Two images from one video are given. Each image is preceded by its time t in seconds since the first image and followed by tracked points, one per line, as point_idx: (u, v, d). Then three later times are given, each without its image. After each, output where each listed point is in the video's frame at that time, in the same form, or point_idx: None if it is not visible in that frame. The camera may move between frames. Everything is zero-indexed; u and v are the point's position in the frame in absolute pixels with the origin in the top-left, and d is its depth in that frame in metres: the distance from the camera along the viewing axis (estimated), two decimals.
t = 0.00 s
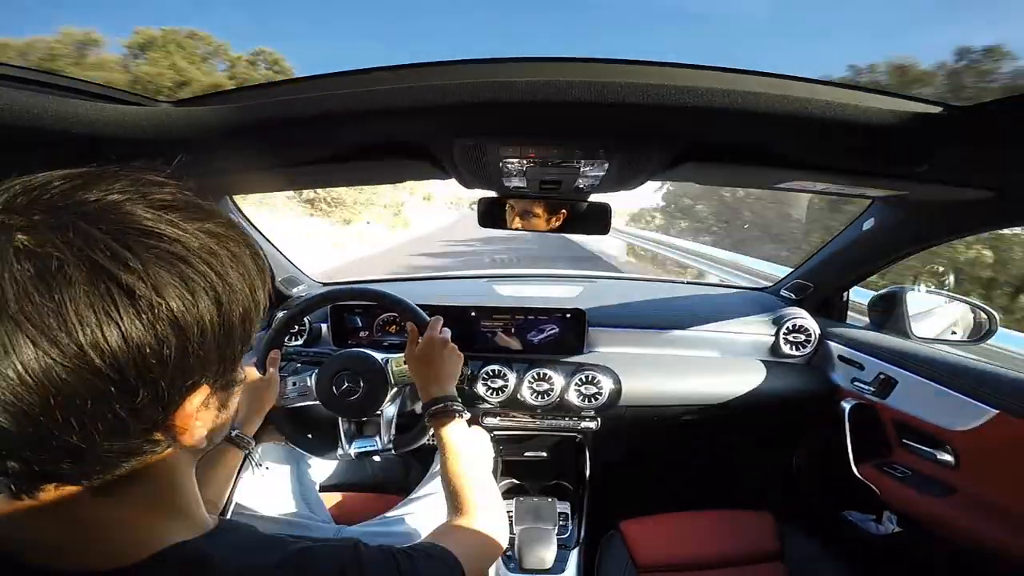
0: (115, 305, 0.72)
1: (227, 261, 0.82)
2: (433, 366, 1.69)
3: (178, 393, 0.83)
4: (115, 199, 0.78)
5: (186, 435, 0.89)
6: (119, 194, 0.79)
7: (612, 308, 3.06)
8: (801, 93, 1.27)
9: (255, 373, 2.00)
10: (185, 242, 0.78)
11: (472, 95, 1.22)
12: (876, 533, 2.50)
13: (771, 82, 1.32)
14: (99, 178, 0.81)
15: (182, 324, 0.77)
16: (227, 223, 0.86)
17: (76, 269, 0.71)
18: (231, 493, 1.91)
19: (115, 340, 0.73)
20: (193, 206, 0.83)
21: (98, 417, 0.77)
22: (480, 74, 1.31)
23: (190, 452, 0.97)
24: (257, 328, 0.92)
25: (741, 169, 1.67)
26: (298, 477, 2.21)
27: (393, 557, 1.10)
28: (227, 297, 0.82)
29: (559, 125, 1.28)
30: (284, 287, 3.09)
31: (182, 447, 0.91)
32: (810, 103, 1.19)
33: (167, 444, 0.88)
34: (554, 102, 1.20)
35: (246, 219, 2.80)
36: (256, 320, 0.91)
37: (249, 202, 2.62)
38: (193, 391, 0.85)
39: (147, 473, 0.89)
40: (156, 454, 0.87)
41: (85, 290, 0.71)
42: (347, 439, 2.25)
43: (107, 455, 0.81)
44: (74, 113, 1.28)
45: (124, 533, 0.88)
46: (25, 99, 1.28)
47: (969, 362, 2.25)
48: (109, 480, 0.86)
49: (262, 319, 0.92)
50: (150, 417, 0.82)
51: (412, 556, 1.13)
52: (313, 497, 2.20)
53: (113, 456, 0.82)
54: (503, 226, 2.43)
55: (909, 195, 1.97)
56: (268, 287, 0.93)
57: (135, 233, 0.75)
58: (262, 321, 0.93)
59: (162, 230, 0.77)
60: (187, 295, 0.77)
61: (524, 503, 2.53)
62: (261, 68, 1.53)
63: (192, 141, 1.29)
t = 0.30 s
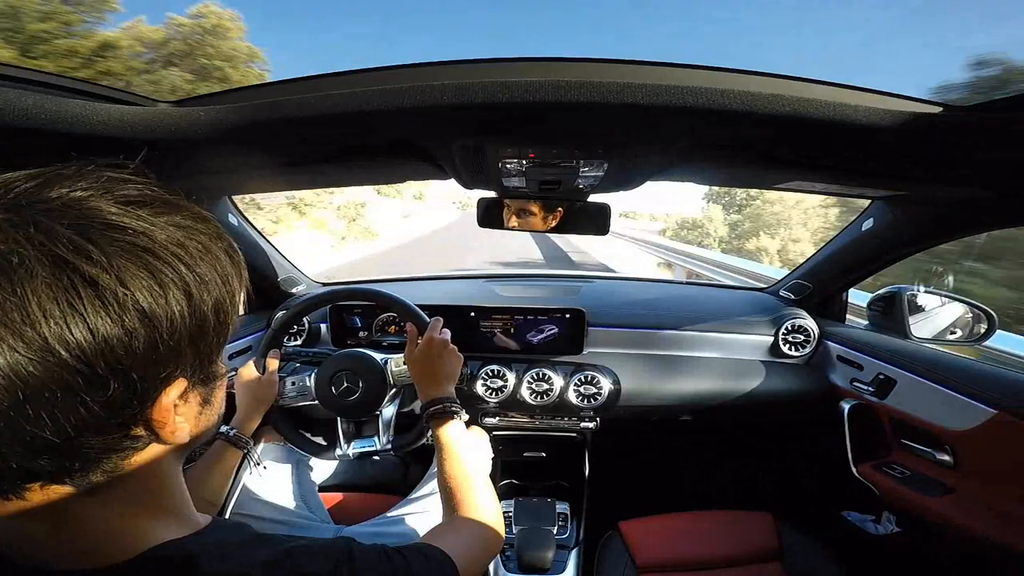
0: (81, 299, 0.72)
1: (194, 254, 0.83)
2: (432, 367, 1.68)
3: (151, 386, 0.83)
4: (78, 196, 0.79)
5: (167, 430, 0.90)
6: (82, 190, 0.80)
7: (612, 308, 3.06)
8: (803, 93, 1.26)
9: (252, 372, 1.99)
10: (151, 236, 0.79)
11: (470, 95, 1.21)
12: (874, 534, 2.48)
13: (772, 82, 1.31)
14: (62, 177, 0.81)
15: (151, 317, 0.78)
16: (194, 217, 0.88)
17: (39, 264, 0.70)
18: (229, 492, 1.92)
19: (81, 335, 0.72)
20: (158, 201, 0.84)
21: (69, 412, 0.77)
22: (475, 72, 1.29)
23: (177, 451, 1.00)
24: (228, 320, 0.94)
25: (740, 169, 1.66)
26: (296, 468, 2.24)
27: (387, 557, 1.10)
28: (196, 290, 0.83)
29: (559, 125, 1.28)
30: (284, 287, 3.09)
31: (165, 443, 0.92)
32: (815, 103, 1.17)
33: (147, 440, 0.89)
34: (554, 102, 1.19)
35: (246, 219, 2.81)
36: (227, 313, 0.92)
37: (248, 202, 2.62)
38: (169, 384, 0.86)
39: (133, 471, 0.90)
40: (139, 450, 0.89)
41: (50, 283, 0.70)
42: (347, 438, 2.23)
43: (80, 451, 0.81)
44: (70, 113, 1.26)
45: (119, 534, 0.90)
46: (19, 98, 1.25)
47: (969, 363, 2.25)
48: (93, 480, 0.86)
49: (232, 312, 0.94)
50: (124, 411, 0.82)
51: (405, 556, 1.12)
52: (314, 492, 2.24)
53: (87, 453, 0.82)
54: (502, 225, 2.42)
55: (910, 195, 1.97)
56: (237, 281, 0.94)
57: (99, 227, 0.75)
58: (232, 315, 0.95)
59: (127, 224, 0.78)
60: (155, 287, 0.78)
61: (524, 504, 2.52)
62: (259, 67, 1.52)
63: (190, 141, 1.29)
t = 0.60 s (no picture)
0: (68, 284, 0.72)
1: (183, 241, 0.83)
2: (432, 366, 1.69)
3: (142, 373, 0.83)
4: (65, 185, 0.79)
5: (160, 421, 0.90)
6: (69, 180, 0.80)
7: (612, 309, 3.07)
8: (804, 95, 1.27)
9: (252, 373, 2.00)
10: (138, 223, 0.79)
11: (470, 95, 1.21)
12: (874, 535, 2.47)
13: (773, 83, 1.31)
14: (51, 169, 0.81)
15: (140, 303, 0.78)
16: (184, 206, 0.88)
17: (26, 251, 0.71)
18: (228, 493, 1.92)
19: (70, 320, 0.73)
20: (147, 190, 0.84)
21: (60, 397, 0.77)
22: (475, 73, 1.30)
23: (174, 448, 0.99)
24: (220, 309, 0.94)
25: (741, 169, 1.66)
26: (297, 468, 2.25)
27: (387, 556, 1.09)
28: (186, 276, 0.83)
29: (559, 127, 1.28)
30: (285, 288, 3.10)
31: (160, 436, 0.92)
32: (816, 104, 1.17)
33: (141, 431, 0.89)
34: (555, 102, 1.18)
35: (247, 220, 2.81)
36: (219, 301, 0.92)
37: (248, 204, 2.62)
38: (160, 372, 0.86)
39: (125, 466, 0.91)
40: (132, 443, 0.89)
41: (38, 269, 0.71)
42: (347, 439, 2.21)
43: (71, 438, 0.82)
44: (70, 114, 1.25)
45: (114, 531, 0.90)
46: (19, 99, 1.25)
47: (968, 364, 2.25)
48: (88, 472, 0.87)
49: (224, 301, 0.94)
50: (116, 398, 0.83)
51: (405, 556, 1.12)
52: (315, 489, 2.24)
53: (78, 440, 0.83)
54: (502, 227, 2.43)
55: (910, 196, 1.96)
56: (229, 270, 0.94)
57: (86, 214, 0.76)
58: (224, 304, 0.95)
59: (114, 212, 0.78)
60: (143, 273, 0.78)
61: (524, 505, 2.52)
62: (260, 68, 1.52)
63: (191, 141, 1.29)
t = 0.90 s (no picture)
0: (115, 309, 0.72)
1: (227, 263, 0.83)
2: (432, 360, 1.68)
3: (177, 397, 0.84)
4: (115, 199, 0.78)
5: (188, 439, 0.91)
6: (119, 193, 0.80)
7: (613, 306, 3.07)
8: (806, 93, 1.26)
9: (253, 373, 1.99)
10: (186, 243, 0.79)
11: (470, 93, 1.20)
12: (875, 532, 2.49)
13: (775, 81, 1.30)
14: (98, 178, 0.81)
15: (183, 329, 0.78)
16: (227, 224, 0.87)
17: (74, 272, 0.71)
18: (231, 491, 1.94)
19: (113, 346, 0.73)
20: (192, 206, 0.84)
21: (97, 422, 0.77)
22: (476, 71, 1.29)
23: (192, 455, 1.01)
24: (257, 330, 0.95)
25: (741, 166, 1.66)
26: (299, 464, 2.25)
27: (398, 557, 1.10)
28: (227, 301, 0.83)
29: (559, 125, 1.28)
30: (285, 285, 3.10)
31: (186, 451, 0.94)
32: (819, 102, 1.17)
33: (170, 448, 0.90)
34: (555, 100, 1.18)
35: (247, 217, 2.80)
36: (256, 323, 0.93)
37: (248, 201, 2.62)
38: (194, 396, 0.87)
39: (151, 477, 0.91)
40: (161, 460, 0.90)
41: (85, 292, 0.70)
42: (348, 436, 2.21)
43: (104, 460, 0.82)
44: (69, 112, 1.25)
45: (134, 535, 0.90)
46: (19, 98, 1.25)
47: (967, 362, 2.25)
48: (110, 485, 0.87)
49: (261, 323, 0.95)
50: (151, 422, 0.83)
51: (417, 559, 1.12)
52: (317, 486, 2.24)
53: (108, 461, 0.83)
54: (503, 224, 2.43)
55: (913, 193, 1.95)
56: (267, 289, 0.95)
57: (136, 234, 0.75)
58: (261, 324, 0.95)
59: (163, 231, 0.78)
60: (188, 298, 0.78)
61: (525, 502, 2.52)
62: (259, 66, 1.52)
63: (192, 141, 1.28)
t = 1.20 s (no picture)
0: (38, 305, 0.73)
1: (167, 249, 0.82)
2: (433, 361, 1.68)
3: (127, 391, 0.85)
4: (45, 193, 0.79)
5: (154, 434, 0.92)
6: (53, 186, 0.80)
7: (612, 304, 3.07)
8: (805, 92, 1.26)
9: (252, 372, 2.00)
10: (117, 232, 0.78)
11: (470, 92, 1.20)
12: (874, 531, 2.47)
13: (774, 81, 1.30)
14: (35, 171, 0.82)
15: (119, 320, 0.78)
16: (171, 208, 0.86)
17: None
18: (229, 491, 1.95)
19: (40, 343, 0.74)
20: (130, 194, 0.83)
21: (41, 419, 0.79)
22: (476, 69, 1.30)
23: (175, 455, 1.02)
24: (215, 316, 0.94)
25: (741, 165, 1.66)
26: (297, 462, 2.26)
27: (392, 557, 1.10)
28: (169, 289, 0.83)
29: (560, 124, 1.27)
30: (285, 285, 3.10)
31: (159, 448, 0.95)
32: (818, 101, 1.17)
33: (137, 444, 0.92)
34: (556, 98, 1.18)
35: (247, 216, 2.79)
36: (213, 309, 0.92)
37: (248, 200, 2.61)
38: (150, 389, 0.88)
39: (129, 478, 0.93)
40: (128, 457, 0.91)
41: (11, 289, 0.71)
42: (347, 435, 2.21)
43: (60, 457, 0.84)
44: (68, 111, 1.25)
45: (124, 535, 0.92)
46: (18, 97, 1.25)
47: (968, 361, 2.25)
48: (88, 489, 0.89)
49: (219, 310, 0.94)
50: (103, 418, 0.84)
51: (408, 557, 1.13)
52: (316, 486, 2.25)
53: (70, 461, 0.85)
54: (503, 223, 2.43)
55: (913, 192, 1.95)
56: (224, 275, 0.94)
57: (61, 227, 0.75)
58: (220, 311, 0.95)
59: (93, 221, 0.77)
60: (122, 288, 0.77)
61: (524, 501, 2.53)
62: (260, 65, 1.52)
63: (190, 140, 1.28)
